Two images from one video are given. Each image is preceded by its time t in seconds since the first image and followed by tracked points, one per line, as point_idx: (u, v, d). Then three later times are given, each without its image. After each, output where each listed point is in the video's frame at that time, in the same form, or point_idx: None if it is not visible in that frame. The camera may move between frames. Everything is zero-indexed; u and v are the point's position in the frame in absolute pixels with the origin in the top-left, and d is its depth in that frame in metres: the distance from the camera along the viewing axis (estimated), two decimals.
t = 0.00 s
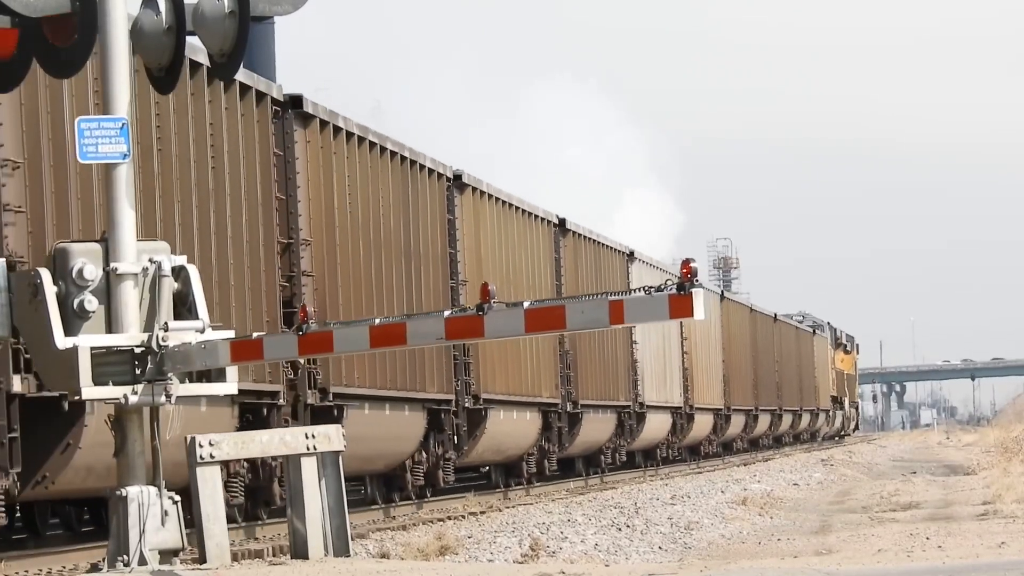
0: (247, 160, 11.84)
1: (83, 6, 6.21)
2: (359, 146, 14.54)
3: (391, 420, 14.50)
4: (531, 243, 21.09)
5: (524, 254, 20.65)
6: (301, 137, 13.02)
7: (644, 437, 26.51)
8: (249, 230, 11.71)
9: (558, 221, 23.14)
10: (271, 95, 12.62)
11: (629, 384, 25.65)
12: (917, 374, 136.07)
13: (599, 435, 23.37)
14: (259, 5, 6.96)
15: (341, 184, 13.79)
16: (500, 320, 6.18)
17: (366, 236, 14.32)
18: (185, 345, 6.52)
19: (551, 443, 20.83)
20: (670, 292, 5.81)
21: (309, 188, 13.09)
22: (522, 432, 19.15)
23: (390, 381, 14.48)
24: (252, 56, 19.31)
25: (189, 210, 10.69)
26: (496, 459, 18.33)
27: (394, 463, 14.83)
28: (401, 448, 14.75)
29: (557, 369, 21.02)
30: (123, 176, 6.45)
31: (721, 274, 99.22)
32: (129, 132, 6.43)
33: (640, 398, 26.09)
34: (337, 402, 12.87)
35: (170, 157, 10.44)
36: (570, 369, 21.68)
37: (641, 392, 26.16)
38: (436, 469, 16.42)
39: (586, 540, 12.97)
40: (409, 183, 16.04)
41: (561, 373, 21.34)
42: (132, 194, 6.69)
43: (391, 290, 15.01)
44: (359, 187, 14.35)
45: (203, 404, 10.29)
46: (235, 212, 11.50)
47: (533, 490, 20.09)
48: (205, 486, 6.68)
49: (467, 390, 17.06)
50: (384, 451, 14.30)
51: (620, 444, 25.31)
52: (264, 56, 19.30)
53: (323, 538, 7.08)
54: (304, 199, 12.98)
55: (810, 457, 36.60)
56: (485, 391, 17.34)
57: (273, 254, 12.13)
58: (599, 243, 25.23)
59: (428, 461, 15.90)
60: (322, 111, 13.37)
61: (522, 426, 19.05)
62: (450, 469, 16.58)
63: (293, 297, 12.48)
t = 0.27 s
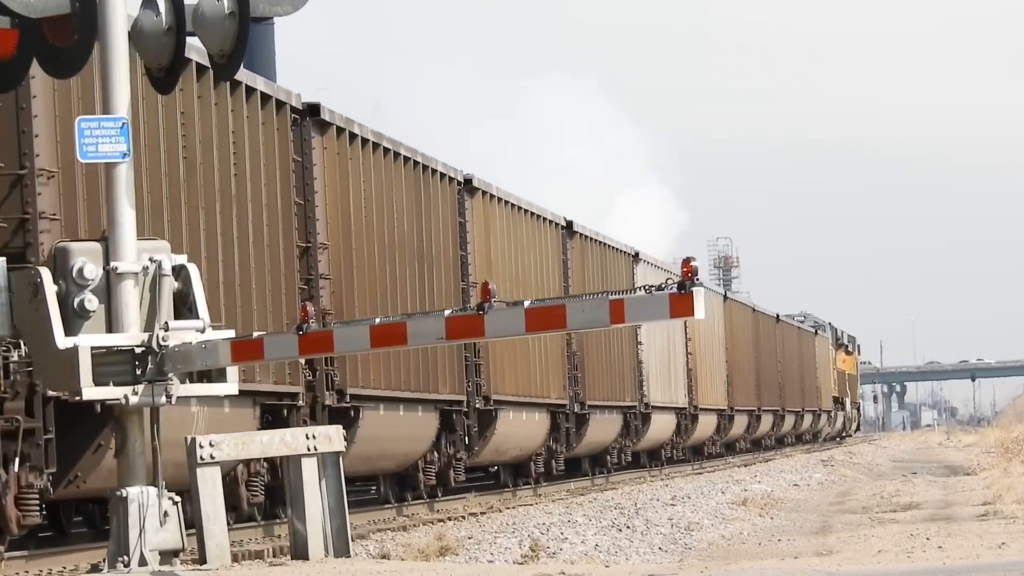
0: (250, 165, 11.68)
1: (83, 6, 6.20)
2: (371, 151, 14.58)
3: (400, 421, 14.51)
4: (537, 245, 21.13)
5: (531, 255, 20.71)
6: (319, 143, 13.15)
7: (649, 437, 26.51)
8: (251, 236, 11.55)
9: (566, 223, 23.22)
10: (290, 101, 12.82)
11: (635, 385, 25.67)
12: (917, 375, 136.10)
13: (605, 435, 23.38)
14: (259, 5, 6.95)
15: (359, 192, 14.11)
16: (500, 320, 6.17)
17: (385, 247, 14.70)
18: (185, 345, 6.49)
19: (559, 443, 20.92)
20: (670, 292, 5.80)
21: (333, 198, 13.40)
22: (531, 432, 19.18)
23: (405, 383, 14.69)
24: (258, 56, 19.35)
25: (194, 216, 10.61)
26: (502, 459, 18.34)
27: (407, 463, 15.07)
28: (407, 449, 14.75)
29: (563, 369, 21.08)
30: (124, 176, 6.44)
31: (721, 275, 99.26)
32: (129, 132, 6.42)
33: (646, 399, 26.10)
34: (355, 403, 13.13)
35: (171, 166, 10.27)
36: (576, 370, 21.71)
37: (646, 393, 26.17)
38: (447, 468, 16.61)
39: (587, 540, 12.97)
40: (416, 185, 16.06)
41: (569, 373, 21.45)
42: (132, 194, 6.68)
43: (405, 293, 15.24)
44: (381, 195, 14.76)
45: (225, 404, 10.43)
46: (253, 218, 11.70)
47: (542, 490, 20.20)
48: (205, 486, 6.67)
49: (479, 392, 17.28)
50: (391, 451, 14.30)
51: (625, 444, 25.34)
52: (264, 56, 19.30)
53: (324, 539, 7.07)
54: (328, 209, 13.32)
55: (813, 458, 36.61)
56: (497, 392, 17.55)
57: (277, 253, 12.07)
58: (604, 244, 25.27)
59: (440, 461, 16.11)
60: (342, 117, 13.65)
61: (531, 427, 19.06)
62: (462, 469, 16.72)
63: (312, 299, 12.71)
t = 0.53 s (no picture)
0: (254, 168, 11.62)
1: (83, 5, 6.20)
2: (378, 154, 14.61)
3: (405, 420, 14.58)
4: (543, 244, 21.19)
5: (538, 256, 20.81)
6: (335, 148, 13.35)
7: (653, 437, 26.54)
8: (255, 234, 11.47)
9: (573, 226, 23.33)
10: (308, 109, 13.06)
11: (640, 384, 25.72)
12: (918, 374, 136.06)
13: (611, 433, 23.44)
14: (260, 5, 6.94)
15: (375, 197, 14.30)
16: (500, 320, 6.18)
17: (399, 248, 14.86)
18: (185, 345, 6.52)
19: (566, 442, 20.99)
20: (670, 292, 5.81)
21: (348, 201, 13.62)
22: (535, 432, 19.22)
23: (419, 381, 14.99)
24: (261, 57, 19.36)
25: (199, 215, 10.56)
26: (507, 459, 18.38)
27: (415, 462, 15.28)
28: (409, 449, 14.79)
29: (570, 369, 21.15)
30: (123, 176, 6.45)
31: (722, 274, 99.23)
32: (129, 132, 6.42)
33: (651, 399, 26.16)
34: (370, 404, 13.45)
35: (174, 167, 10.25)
36: (581, 370, 21.76)
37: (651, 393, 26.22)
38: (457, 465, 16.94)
39: (586, 540, 12.96)
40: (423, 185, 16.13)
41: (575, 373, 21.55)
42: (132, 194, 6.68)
43: (417, 294, 15.43)
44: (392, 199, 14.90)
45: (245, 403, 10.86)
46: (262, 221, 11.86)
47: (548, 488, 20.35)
48: (205, 486, 6.67)
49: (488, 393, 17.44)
50: (397, 450, 14.36)
51: (629, 443, 25.38)
52: (264, 55, 19.30)
53: (323, 538, 7.08)
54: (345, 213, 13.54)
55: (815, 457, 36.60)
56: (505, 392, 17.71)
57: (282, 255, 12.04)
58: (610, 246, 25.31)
59: (451, 461, 16.34)
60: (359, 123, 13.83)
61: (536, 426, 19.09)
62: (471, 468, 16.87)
63: (328, 302, 12.91)
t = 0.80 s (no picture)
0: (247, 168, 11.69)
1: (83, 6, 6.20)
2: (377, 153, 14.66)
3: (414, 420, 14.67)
4: (548, 245, 21.22)
5: (545, 259, 20.95)
6: (353, 156, 14.06)
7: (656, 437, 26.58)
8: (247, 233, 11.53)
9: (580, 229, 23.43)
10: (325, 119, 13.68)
11: (644, 384, 25.77)
12: (918, 375, 136.07)
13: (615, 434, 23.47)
14: (260, 5, 6.93)
15: (389, 202, 14.91)
16: (500, 320, 6.18)
17: (419, 254, 15.66)
18: (185, 345, 6.52)
19: (572, 442, 21.10)
20: (670, 293, 5.81)
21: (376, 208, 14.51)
22: (541, 432, 19.30)
23: (432, 383, 15.33)
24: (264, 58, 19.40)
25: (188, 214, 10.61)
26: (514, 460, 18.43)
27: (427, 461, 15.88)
28: (415, 450, 14.81)
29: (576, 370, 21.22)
30: (123, 176, 6.45)
31: (721, 275, 99.28)
32: (129, 132, 6.42)
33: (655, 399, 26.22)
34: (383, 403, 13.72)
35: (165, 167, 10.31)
36: (587, 371, 21.84)
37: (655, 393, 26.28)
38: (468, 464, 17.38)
39: (586, 540, 12.97)
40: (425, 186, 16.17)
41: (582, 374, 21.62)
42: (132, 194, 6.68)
43: (430, 295, 16.00)
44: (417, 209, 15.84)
45: (265, 405, 11.53)
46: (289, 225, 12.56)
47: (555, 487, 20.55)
48: (205, 487, 6.66)
49: (496, 396, 17.58)
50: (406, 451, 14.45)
51: (634, 444, 25.45)
52: (264, 55, 19.32)
53: (323, 539, 7.08)
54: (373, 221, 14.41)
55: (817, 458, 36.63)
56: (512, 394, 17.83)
57: (276, 254, 12.08)
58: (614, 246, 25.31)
59: (462, 460, 16.62)
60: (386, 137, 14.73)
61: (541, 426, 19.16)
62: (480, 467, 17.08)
63: (345, 305, 13.57)
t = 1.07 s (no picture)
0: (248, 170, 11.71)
1: (84, 6, 6.21)
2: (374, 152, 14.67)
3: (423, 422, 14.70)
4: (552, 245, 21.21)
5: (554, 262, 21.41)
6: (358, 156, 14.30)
7: (662, 437, 26.63)
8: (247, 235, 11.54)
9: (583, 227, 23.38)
10: (343, 127, 14.09)
11: (649, 384, 25.81)
12: (919, 375, 136.03)
13: (623, 435, 23.51)
14: (261, 6, 6.92)
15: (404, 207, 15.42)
16: (501, 320, 6.18)
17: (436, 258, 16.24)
18: (185, 344, 6.52)
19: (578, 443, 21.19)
20: (671, 293, 5.81)
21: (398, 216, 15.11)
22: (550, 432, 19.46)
23: (445, 383, 15.61)
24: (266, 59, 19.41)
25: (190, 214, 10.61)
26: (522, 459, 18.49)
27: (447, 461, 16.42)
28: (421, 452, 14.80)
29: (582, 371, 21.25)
30: (124, 176, 6.45)
31: (722, 274, 99.25)
32: (129, 132, 6.42)
33: (662, 399, 26.37)
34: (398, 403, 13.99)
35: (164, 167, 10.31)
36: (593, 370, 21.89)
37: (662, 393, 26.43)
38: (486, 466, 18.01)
39: (588, 540, 12.98)
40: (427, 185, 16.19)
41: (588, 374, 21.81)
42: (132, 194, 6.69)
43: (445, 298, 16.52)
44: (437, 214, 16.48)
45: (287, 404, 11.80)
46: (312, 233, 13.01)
47: (563, 486, 20.69)
48: (206, 487, 6.66)
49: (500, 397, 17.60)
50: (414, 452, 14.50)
51: (639, 444, 25.48)
52: (265, 56, 19.32)
53: (324, 538, 7.07)
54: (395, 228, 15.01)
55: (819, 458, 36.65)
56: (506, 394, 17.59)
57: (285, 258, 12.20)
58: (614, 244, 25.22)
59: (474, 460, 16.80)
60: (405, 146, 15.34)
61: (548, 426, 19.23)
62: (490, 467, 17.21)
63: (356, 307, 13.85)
